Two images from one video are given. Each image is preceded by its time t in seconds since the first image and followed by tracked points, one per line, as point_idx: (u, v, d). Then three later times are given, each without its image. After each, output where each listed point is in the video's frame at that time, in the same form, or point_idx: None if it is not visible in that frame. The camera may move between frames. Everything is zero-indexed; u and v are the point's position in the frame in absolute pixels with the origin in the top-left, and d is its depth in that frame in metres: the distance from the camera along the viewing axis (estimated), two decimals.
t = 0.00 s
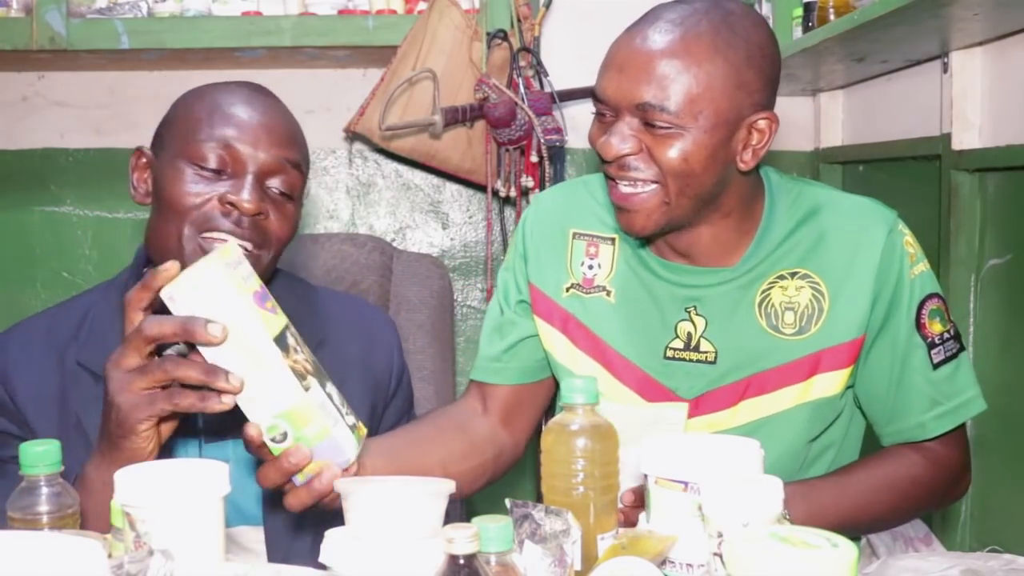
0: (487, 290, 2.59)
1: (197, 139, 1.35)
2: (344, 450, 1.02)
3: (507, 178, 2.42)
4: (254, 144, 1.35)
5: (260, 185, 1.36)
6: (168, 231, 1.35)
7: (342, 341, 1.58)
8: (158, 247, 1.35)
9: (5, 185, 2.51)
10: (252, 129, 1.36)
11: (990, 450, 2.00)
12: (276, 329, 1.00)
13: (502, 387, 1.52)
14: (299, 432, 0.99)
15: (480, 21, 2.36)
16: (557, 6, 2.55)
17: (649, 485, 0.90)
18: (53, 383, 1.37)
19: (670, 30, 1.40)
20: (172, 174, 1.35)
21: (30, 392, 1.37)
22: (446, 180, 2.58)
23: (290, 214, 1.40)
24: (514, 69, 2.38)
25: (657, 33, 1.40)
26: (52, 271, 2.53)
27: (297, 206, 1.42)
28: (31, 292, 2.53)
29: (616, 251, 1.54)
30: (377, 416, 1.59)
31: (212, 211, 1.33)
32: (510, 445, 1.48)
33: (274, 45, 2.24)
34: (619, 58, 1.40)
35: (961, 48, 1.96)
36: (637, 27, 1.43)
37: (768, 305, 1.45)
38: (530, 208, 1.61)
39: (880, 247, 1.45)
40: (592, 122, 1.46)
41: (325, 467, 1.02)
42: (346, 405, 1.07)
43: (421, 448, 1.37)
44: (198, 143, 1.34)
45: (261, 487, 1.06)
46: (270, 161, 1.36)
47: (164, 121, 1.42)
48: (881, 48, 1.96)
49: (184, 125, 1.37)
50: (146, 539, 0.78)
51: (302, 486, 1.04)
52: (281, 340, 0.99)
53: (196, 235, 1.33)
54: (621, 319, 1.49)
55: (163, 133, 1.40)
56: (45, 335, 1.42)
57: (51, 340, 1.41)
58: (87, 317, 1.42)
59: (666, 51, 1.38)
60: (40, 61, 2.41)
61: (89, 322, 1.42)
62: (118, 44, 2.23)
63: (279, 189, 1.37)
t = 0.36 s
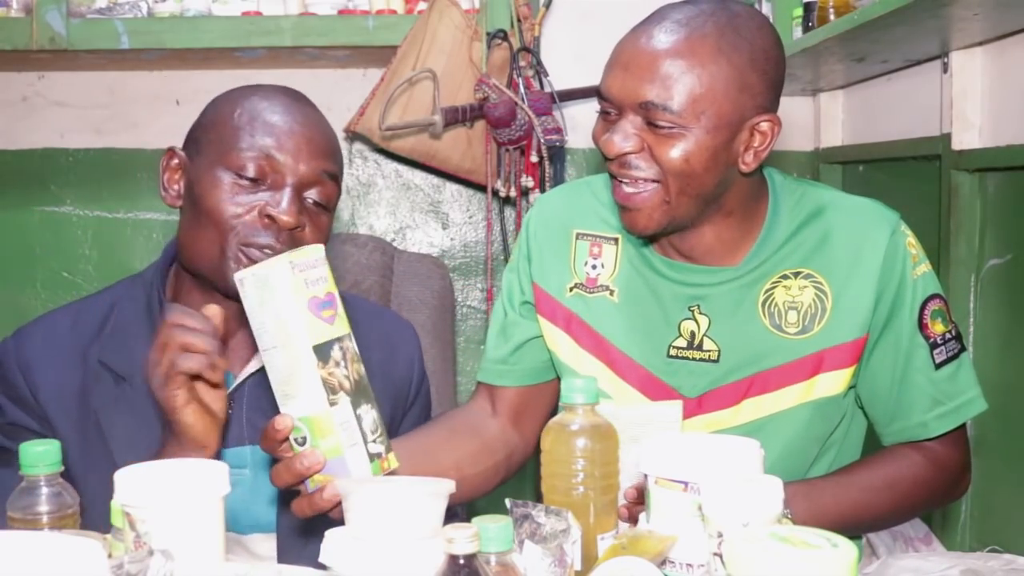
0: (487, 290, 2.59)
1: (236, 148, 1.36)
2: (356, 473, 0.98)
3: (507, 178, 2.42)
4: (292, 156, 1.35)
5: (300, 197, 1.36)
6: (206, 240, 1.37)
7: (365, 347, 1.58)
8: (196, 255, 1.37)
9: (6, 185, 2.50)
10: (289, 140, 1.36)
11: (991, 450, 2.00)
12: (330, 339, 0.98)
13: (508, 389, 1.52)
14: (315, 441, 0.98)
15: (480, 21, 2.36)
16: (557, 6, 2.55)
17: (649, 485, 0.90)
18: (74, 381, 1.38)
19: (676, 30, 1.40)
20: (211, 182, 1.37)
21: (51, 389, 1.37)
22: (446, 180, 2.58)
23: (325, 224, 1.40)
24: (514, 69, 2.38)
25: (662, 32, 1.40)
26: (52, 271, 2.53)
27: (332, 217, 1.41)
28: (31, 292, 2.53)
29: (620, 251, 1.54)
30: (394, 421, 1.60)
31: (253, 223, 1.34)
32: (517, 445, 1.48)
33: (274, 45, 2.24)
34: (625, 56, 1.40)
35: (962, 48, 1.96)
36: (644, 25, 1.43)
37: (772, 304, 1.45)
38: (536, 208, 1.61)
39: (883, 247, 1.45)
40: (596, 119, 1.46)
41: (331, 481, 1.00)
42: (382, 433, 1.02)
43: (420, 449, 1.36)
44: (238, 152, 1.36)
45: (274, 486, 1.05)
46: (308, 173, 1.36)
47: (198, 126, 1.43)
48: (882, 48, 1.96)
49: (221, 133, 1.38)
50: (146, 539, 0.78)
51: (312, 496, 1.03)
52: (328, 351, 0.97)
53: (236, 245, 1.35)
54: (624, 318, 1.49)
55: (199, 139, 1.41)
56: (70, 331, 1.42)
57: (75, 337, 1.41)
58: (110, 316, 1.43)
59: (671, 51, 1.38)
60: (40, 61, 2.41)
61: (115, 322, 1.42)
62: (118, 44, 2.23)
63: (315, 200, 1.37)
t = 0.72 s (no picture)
0: (487, 290, 2.59)
1: (185, 153, 1.35)
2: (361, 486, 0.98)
3: (508, 178, 2.42)
4: (245, 155, 1.35)
5: (255, 194, 1.36)
6: (170, 249, 1.36)
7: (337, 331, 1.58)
8: (163, 264, 1.37)
9: (6, 185, 2.50)
10: (241, 137, 1.35)
11: (991, 451, 2.00)
12: (349, 352, 0.98)
13: (509, 390, 1.52)
14: (328, 453, 0.99)
15: (480, 21, 2.36)
16: (557, 6, 2.55)
17: (649, 485, 0.90)
18: (49, 384, 1.37)
19: (674, 33, 1.40)
20: (165, 190, 1.35)
21: (27, 393, 1.36)
22: (446, 180, 2.58)
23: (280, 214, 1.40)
24: (514, 69, 2.38)
25: (660, 35, 1.40)
26: (52, 271, 2.53)
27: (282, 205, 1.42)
28: (31, 292, 2.53)
29: (618, 251, 1.54)
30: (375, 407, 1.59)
31: (213, 226, 1.35)
32: (518, 445, 1.48)
33: (274, 45, 2.24)
34: (623, 59, 1.40)
35: (961, 48, 1.96)
36: (642, 28, 1.43)
37: (770, 304, 1.45)
38: (534, 209, 1.61)
39: (882, 247, 1.45)
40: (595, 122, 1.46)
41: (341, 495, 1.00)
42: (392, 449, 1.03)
43: (419, 450, 1.36)
44: (187, 156, 1.34)
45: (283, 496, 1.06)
46: (258, 167, 1.36)
47: (137, 131, 1.40)
48: (881, 48, 1.96)
49: (167, 137, 1.36)
50: (146, 539, 0.78)
51: (319, 507, 1.03)
52: (346, 364, 0.97)
53: (202, 250, 1.35)
54: (622, 318, 1.49)
55: (144, 146, 1.39)
56: (40, 336, 1.42)
57: (46, 341, 1.41)
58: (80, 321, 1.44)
59: (670, 54, 1.38)
60: (40, 61, 2.41)
61: (85, 325, 1.43)
62: (118, 44, 2.23)
63: (268, 192, 1.37)
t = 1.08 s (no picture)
0: (487, 290, 2.59)
1: (124, 155, 1.37)
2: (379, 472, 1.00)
3: (507, 178, 2.42)
4: (184, 152, 1.38)
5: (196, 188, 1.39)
6: (119, 249, 1.39)
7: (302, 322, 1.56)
8: (114, 266, 1.39)
9: (6, 185, 2.50)
10: (179, 135, 1.38)
11: (991, 450, 2.00)
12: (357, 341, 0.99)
13: (509, 390, 1.52)
14: (342, 443, 0.99)
15: (480, 21, 2.36)
16: (557, 6, 2.55)
17: (649, 486, 0.90)
18: (14, 396, 1.34)
19: (675, 31, 1.40)
20: (108, 193, 1.37)
21: None
22: (446, 180, 2.58)
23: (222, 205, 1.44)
24: (514, 69, 2.38)
25: (661, 34, 1.40)
26: (52, 271, 2.53)
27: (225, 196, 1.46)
28: (31, 291, 2.53)
29: (618, 251, 1.54)
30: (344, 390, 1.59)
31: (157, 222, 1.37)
32: (518, 446, 1.48)
33: (274, 45, 2.24)
34: (624, 58, 1.40)
35: (962, 48, 1.96)
36: (643, 27, 1.43)
37: (770, 304, 1.45)
38: (534, 209, 1.61)
39: (881, 247, 1.45)
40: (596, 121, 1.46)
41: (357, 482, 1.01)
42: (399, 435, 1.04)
43: (418, 450, 1.36)
44: (127, 157, 1.36)
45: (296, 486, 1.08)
46: (198, 162, 1.39)
47: (73, 140, 1.42)
48: (881, 48, 1.96)
49: (105, 140, 1.38)
50: (146, 539, 0.78)
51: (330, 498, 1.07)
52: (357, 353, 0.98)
53: (149, 247, 1.38)
54: (622, 318, 1.49)
55: (83, 153, 1.40)
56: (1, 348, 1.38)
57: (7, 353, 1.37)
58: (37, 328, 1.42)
59: (671, 53, 1.38)
60: (40, 61, 2.41)
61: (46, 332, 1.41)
62: (118, 44, 2.23)
63: (209, 185, 1.41)
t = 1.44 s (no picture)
0: (487, 290, 2.59)
1: (94, 152, 1.38)
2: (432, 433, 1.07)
3: (507, 178, 2.42)
4: (152, 142, 1.39)
5: (169, 179, 1.40)
6: (99, 247, 1.39)
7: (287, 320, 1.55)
8: (95, 264, 1.40)
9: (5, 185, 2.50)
10: (147, 127, 1.39)
11: (991, 450, 2.00)
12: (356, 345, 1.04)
13: (515, 393, 1.53)
14: (409, 424, 1.03)
15: (480, 21, 2.36)
16: (557, 6, 2.55)
17: (649, 485, 0.90)
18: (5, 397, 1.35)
19: (666, 32, 1.40)
20: (82, 192, 1.38)
21: None
22: (446, 180, 2.58)
23: (199, 193, 1.45)
24: (514, 69, 2.38)
25: (651, 35, 1.40)
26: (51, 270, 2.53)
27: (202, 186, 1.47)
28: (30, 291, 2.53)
29: (616, 252, 1.54)
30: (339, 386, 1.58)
31: (134, 214, 1.38)
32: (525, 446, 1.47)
33: (274, 45, 2.24)
34: (616, 58, 1.40)
35: (962, 48, 1.96)
36: (636, 27, 1.44)
37: (767, 299, 1.45)
38: (531, 213, 1.61)
39: (876, 240, 1.45)
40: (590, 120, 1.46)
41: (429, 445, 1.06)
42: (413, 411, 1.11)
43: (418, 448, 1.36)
44: (97, 153, 1.37)
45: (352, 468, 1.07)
46: (169, 151, 1.40)
47: (45, 147, 1.44)
48: (881, 48, 1.96)
49: (75, 140, 1.39)
50: (146, 539, 0.78)
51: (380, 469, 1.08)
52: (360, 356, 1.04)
53: (132, 243, 1.38)
54: (620, 317, 1.49)
55: (55, 158, 1.42)
56: None
57: None
58: (28, 331, 1.44)
59: (663, 52, 1.38)
60: (40, 61, 2.41)
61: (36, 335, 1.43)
62: (118, 44, 2.23)
63: (182, 173, 1.42)
